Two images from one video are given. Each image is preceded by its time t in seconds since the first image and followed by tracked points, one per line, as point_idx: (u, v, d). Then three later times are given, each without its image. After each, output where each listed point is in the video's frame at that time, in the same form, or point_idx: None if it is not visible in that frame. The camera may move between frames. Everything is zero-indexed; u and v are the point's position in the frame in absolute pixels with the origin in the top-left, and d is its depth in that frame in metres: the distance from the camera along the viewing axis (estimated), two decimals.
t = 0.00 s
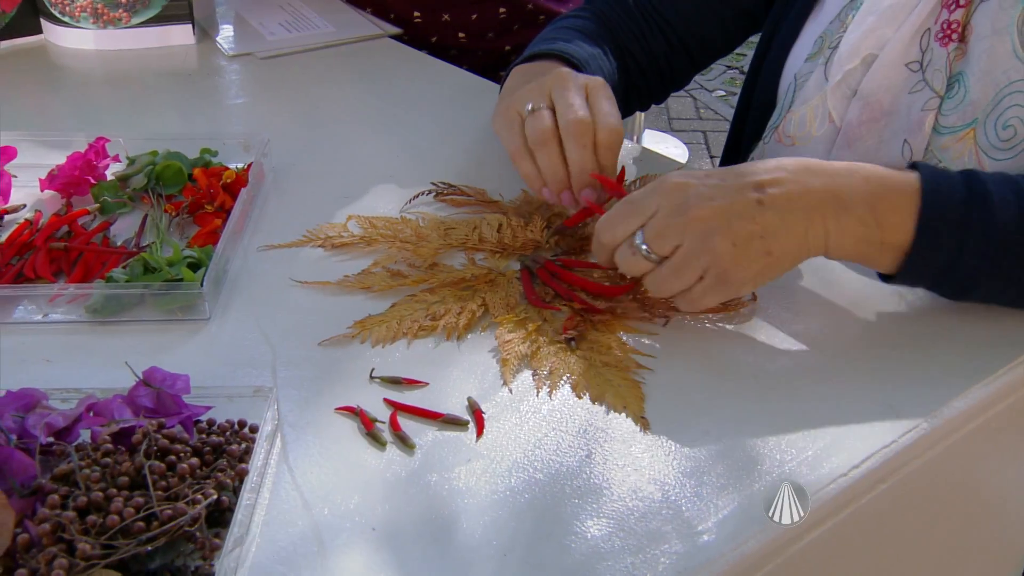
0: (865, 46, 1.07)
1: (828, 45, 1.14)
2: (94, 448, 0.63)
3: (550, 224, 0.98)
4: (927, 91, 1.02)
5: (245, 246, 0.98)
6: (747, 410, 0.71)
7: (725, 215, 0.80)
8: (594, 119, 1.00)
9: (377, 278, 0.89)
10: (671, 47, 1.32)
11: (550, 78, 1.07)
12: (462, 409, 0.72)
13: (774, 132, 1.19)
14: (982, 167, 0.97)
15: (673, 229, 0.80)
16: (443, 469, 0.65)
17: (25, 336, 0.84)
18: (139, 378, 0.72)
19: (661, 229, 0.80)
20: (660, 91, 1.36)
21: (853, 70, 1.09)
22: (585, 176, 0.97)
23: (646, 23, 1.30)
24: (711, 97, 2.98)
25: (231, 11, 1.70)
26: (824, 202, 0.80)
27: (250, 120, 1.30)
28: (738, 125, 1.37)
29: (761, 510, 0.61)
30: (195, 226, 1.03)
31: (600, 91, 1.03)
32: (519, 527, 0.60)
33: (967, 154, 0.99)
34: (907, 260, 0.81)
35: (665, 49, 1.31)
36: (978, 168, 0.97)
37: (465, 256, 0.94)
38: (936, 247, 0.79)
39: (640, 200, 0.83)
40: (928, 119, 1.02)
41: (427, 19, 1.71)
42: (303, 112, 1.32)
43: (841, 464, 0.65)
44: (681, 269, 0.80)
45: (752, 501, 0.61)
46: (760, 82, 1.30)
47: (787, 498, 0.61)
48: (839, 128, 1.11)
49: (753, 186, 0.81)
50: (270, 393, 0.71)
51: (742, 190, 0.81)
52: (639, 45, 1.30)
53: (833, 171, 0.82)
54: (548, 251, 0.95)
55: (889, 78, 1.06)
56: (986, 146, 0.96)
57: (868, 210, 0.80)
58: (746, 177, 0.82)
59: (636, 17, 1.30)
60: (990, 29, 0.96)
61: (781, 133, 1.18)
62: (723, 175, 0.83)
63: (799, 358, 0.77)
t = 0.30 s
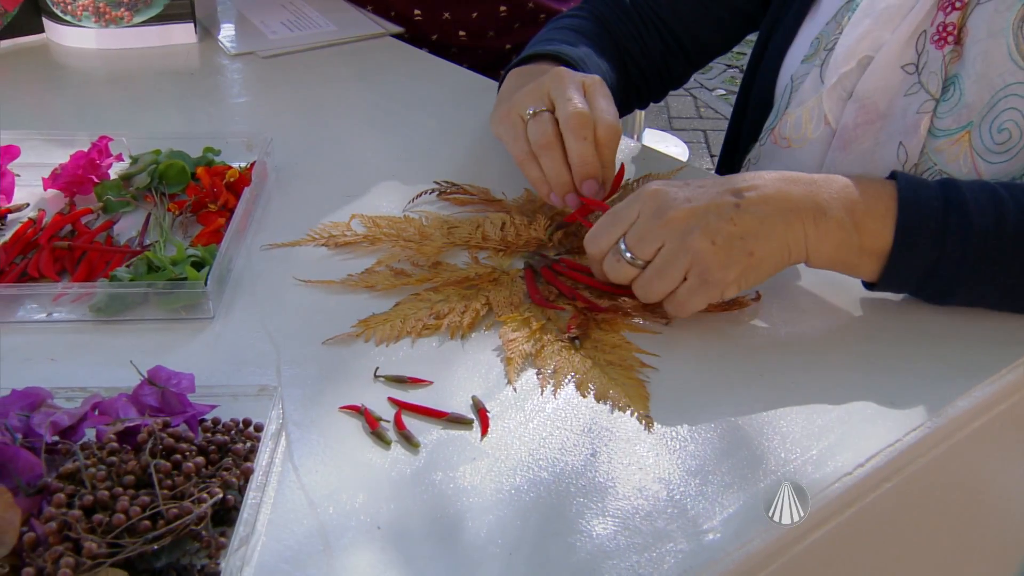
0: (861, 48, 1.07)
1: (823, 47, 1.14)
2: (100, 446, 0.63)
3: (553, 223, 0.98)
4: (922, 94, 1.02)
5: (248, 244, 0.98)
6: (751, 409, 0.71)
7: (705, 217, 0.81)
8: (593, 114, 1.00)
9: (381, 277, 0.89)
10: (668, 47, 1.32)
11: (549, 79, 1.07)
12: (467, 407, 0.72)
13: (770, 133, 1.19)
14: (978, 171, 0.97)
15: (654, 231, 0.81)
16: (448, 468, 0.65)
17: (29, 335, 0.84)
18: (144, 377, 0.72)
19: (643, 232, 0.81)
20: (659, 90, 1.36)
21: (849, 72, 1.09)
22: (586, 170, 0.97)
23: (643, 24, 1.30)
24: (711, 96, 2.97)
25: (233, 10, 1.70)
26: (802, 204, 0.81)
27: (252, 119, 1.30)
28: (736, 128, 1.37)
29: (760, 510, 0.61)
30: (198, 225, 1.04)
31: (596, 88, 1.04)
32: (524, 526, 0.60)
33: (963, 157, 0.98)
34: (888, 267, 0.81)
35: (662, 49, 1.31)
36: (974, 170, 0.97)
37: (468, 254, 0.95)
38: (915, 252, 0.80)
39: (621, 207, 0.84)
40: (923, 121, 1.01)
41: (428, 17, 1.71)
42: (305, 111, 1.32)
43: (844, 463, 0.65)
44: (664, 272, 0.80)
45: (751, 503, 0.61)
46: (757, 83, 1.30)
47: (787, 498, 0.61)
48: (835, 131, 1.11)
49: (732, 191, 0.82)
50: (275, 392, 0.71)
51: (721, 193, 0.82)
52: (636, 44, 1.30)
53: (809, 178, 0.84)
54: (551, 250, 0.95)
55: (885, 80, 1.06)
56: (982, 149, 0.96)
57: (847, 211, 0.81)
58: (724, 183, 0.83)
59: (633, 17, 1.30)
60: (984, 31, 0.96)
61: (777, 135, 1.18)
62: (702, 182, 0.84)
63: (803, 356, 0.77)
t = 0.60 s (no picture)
0: (863, 51, 1.07)
1: (825, 48, 1.14)
2: (105, 446, 0.63)
3: (555, 223, 0.98)
4: (924, 97, 1.02)
5: (251, 244, 0.98)
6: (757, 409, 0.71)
7: (709, 219, 0.81)
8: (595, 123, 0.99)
9: (385, 277, 0.89)
10: (669, 47, 1.32)
11: (551, 85, 1.06)
12: (472, 407, 0.72)
13: (771, 135, 1.19)
14: (980, 175, 0.97)
15: (659, 235, 0.81)
16: (453, 467, 0.65)
17: (34, 335, 0.84)
18: (149, 376, 0.72)
19: (648, 236, 0.81)
20: (659, 89, 1.37)
21: (851, 74, 1.08)
22: (588, 180, 0.97)
23: (644, 24, 1.30)
24: (711, 95, 2.97)
25: (234, 10, 1.70)
26: (808, 207, 0.81)
27: (254, 119, 1.30)
28: (735, 127, 1.37)
29: (761, 510, 0.61)
30: (201, 225, 1.04)
31: (598, 95, 1.02)
32: (530, 526, 0.60)
33: (965, 161, 0.98)
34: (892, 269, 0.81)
35: (663, 49, 1.31)
36: (976, 174, 0.97)
37: (471, 254, 0.95)
38: (921, 254, 0.79)
39: (626, 210, 0.84)
40: (925, 124, 1.02)
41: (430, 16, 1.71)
42: (307, 111, 1.32)
43: (849, 463, 0.65)
44: (669, 276, 0.80)
45: (753, 503, 0.61)
46: (757, 83, 1.30)
47: (788, 498, 0.61)
48: (837, 133, 1.11)
49: (737, 193, 0.82)
50: (280, 391, 0.71)
51: (726, 196, 0.82)
52: (637, 45, 1.30)
53: (815, 180, 0.83)
54: (554, 250, 0.95)
55: (887, 83, 1.05)
56: (984, 153, 0.96)
57: (853, 215, 0.81)
58: (730, 185, 0.83)
59: (634, 17, 1.30)
60: (987, 34, 0.96)
61: (778, 137, 1.18)
62: (707, 184, 0.84)
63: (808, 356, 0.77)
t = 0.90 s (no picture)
0: (864, 48, 1.07)
1: (827, 46, 1.14)
2: (107, 446, 0.63)
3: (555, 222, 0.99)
4: (925, 95, 1.02)
5: (252, 243, 0.98)
6: (759, 407, 0.71)
7: (717, 216, 0.80)
8: (590, 145, 0.98)
9: (386, 276, 0.89)
10: (669, 43, 1.31)
11: (548, 100, 1.03)
12: (474, 405, 0.72)
13: (772, 132, 1.19)
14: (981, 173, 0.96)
15: (665, 231, 0.81)
16: (455, 466, 0.65)
17: (34, 334, 0.84)
18: (150, 376, 0.72)
19: (653, 229, 0.81)
20: (659, 86, 1.36)
21: (852, 72, 1.08)
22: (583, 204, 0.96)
23: (645, 20, 1.30)
24: (709, 94, 2.97)
25: (233, 8, 1.70)
26: (820, 207, 0.80)
27: (254, 118, 1.29)
28: (735, 128, 1.37)
29: (761, 510, 0.60)
30: (201, 224, 1.04)
31: (597, 109, 1.00)
32: (533, 524, 0.60)
33: (965, 159, 0.98)
34: (898, 266, 0.81)
35: (663, 46, 1.31)
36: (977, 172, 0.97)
37: (471, 252, 0.94)
38: (931, 252, 0.79)
39: (635, 197, 0.83)
40: (926, 122, 1.01)
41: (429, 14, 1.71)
42: (306, 109, 1.32)
43: (852, 462, 0.65)
44: (671, 269, 0.81)
45: (754, 502, 0.61)
46: (757, 83, 1.29)
47: (788, 498, 0.61)
48: (837, 131, 1.11)
49: (750, 187, 0.81)
50: (282, 390, 0.71)
51: (738, 190, 0.81)
52: (638, 41, 1.29)
53: (833, 174, 0.82)
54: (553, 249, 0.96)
55: (888, 81, 1.05)
56: (984, 152, 0.96)
57: (865, 218, 0.80)
58: (743, 177, 0.82)
59: (634, 13, 1.29)
60: (988, 32, 0.95)
61: (779, 135, 1.18)
62: (721, 173, 0.83)
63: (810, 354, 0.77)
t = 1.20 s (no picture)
0: (864, 41, 1.07)
1: (828, 38, 1.15)
2: (108, 447, 0.63)
3: (556, 219, 0.97)
4: (925, 87, 1.02)
5: (251, 242, 0.98)
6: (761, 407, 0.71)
7: (711, 199, 0.79)
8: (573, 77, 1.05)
9: (386, 275, 0.89)
10: (673, 38, 1.31)
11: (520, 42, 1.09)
12: (475, 405, 0.71)
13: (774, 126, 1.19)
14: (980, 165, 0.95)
15: (655, 202, 0.83)
16: (457, 467, 0.65)
17: (33, 335, 0.84)
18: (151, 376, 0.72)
19: (645, 194, 0.83)
20: (663, 83, 1.36)
21: (852, 64, 1.08)
22: (549, 117, 1.02)
23: (649, 14, 1.30)
24: (708, 91, 2.95)
25: (232, 7, 1.70)
26: (821, 202, 0.78)
27: (253, 117, 1.29)
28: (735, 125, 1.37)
29: (762, 511, 0.60)
30: (201, 223, 1.03)
31: (541, 41, 1.05)
32: (534, 525, 0.60)
33: (965, 151, 0.97)
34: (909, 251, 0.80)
35: (667, 40, 1.31)
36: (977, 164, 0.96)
37: (472, 251, 0.94)
38: (942, 241, 0.78)
39: (634, 156, 0.83)
40: (926, 114, 1.02)
41: (428, 11, 1.70)
42: (306, 108, 1.32)
43: (853, 463, 0.65)
44: (661, 229, 0.84)
45: (755, 501, 0.61)
46: (760, 78, 1.29)
47: (788, 498, 0.61)
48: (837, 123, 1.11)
49: (752, 175, 0.78)
50: (283, 391, 0.71)
51: (737, 175, 0.78)
52: (643, 35, 1.29)
53: (849, 164, 0.77)
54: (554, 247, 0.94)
55: (888, 74, 1.05)
56: (983, 144, 0.95)
57: (867, 217, 0.78)
58: (749, 159, 0.78)
59: (639, 5, 1.29)
60: (989, 25, 0.94)
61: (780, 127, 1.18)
62: (726, 147, 0.79)
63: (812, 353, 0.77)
